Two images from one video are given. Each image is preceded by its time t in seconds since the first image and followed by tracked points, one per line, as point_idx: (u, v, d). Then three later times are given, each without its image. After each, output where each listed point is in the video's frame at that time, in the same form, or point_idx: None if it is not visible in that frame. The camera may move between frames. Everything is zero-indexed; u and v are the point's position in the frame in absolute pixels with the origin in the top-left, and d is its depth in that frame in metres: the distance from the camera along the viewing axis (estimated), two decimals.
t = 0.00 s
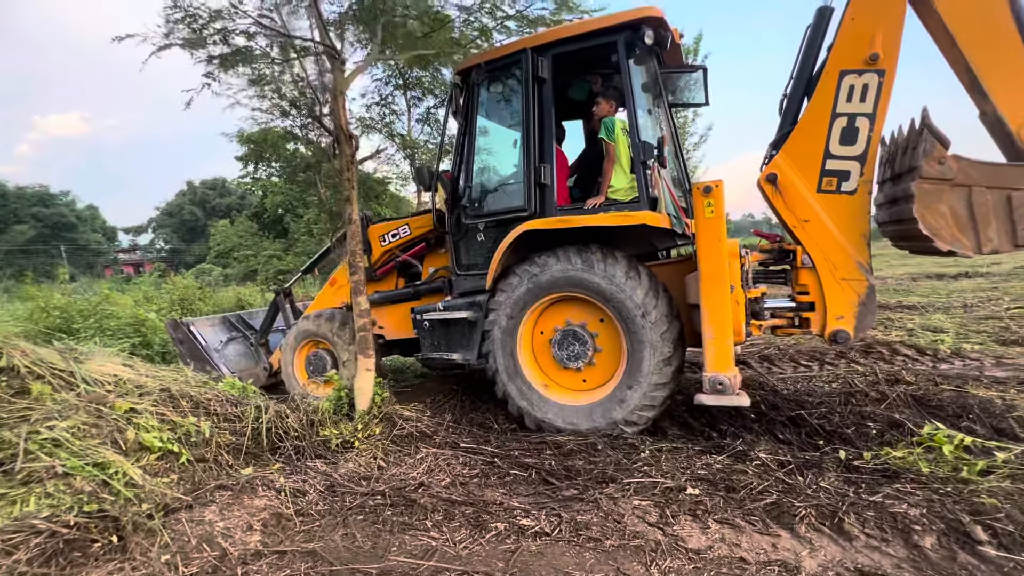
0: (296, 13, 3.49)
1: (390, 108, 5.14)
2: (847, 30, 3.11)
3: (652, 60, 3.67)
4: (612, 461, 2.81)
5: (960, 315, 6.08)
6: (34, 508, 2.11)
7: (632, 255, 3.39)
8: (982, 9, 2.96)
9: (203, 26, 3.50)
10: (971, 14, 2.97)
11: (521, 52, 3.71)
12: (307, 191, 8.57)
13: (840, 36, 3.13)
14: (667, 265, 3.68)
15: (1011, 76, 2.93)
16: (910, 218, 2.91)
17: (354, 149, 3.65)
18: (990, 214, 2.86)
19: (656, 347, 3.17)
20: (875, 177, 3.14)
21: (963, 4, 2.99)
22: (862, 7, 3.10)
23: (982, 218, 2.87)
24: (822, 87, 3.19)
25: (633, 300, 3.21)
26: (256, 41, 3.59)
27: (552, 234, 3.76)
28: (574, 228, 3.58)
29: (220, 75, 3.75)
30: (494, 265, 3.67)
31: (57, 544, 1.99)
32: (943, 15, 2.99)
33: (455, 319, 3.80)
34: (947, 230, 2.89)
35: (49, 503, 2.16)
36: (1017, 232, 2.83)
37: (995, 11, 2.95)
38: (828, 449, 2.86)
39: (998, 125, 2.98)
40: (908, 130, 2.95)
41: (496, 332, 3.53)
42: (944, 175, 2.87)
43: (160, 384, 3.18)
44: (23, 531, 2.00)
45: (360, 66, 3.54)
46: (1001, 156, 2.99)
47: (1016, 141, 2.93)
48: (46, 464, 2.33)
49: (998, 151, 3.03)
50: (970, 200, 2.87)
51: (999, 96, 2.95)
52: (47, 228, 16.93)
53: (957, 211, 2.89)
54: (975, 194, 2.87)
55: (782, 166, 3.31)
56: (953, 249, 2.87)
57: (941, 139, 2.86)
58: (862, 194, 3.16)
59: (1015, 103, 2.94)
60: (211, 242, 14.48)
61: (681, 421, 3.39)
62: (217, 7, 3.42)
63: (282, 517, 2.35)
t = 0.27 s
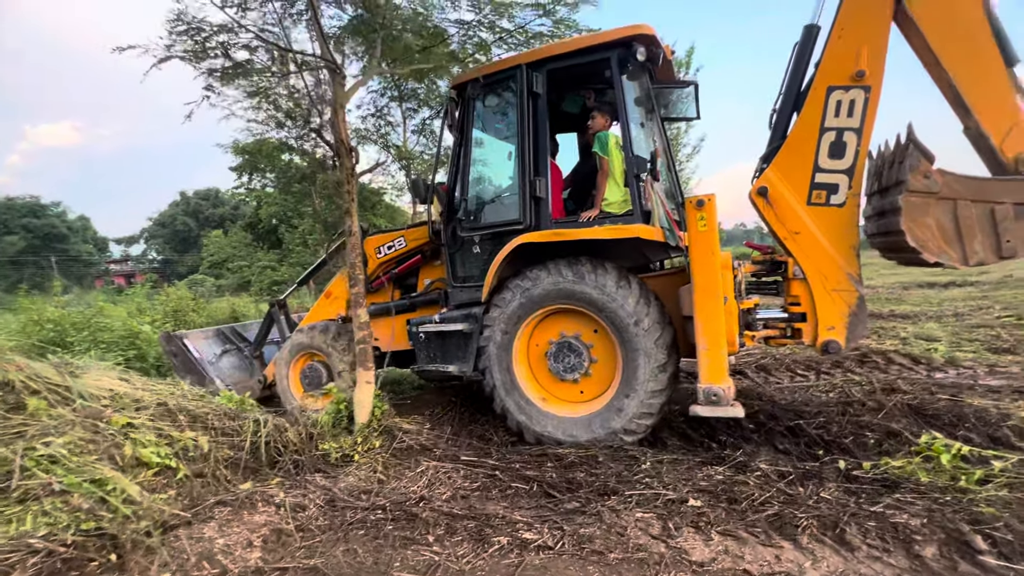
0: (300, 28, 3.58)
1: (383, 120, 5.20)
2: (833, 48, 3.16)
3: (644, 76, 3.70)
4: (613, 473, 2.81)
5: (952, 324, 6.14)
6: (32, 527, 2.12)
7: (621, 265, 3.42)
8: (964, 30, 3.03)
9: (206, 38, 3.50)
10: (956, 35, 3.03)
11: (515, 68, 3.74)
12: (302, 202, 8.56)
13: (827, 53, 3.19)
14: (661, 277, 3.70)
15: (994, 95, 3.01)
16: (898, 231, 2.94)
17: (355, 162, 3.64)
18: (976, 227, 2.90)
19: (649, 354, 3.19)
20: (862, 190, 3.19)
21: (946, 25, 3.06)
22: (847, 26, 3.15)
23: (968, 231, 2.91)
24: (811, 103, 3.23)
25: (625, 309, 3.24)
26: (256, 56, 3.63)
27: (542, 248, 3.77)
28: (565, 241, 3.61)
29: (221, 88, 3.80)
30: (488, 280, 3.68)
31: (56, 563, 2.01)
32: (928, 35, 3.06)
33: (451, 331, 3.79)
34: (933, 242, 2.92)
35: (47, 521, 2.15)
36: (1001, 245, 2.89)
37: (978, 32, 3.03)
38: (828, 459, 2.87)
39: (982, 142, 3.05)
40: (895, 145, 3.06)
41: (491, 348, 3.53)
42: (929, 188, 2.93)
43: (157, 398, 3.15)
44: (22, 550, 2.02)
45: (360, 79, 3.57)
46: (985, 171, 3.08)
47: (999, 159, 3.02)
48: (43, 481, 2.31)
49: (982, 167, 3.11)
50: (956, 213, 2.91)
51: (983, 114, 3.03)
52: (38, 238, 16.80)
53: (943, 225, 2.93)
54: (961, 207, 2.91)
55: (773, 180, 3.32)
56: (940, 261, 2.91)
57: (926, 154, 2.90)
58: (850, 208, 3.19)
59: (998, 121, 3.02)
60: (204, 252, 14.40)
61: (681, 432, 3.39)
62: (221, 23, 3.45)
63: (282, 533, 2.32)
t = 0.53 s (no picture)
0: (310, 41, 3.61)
1: (388, 130, 5.27)
2: (828, 62, 3.21)
3: (644, 89, 3.74)
4: (623, 483, 2.80)
5: (957, 332, 6.14)
6: (43, 536, 2.11)
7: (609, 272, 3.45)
8: (958, 45, 3.04)
9: (214, 50, 3.54)
10: (949, 50, 3.04)
11: (517, 82, 3.81)
12: (306, 210, 8.59)
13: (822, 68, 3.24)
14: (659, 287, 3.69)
15: (988, 110, 3.01)
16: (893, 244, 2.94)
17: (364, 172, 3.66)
18: (970, 241, 2.89)
19: (644, 358, 3.20)
20: (858, 203, 3.20)
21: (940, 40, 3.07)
22: (842, 41, 3.21)
23: (963, 244, 2.90)
24: (806, 116, 3.28)
25: (617, 314, 3.26)
26: (264, 68, 3.65)
27: (536, 262, 3.78)
28: (560, 253, 3.62)
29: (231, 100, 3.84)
30: (486, 293, 3.69)
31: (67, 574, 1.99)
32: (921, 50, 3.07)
33: (450, 341, 3.79)
34: (928, 256, 2.93)
35: (59, 532, 2.15)
36: (995, 257, 2.88)
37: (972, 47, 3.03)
38: (837, 469, 2.86)
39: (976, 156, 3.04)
40: (890, 159, 3.10)
41: (491, 367, 3.53)
42: (924, 203, 2.91)
43: (165, 408, 3.16)
44: (33, 560, 1.99)
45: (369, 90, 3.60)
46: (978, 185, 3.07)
47: (993, 173, 3.00)
48: (55, 491, 2.32)
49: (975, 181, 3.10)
50: (950, 226, 2.90)
51: (977, 128, 3.02)
52: (41, 246, 16.86)
53: (938, 238, 2.92)
54: (956, 221, 2.90)
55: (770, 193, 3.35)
56: (934, 275, 2.92)
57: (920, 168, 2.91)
58: (847, 220, 3.21)
59: (992, 135, 3.01)
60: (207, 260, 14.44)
61: (689, 441, 3.38)
62: (229, 35, 3.46)
63: (291, 544, 2.32)
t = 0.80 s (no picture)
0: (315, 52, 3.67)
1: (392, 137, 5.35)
2: (812, 73, 3.19)
3: (630, 100, 3.70)
4: (629, 490, 2.79)
5: (962, 340, 6.12)
6: (54, 543, 2.13)
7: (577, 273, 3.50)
8: (939, 55, 3.00)
9: (218, 62, 3.57)
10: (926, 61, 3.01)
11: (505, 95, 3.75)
12: (309, 217, 8.62)
13: (806, 80, 3.21)
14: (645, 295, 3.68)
15: (968, 121, 2.97)
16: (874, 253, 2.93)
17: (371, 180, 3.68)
18: (950, 249, 2.87)
19: (624, 350, 3.19)
20: (843, 211, 3.18)
21: (920, 50, 3.03)
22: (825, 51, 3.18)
23: (943, 252, 2.88)
24: (791, 127, 3.25)
25: (589, 312, 3.28)
26: (269, 78, 3.68)
27: (513, 277, 3.81)
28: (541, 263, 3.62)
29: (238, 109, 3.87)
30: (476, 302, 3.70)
31: None
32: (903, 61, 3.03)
33: (442, 349, 3.77)
34: (909, 264, 2.91)
35: (69, 537, 2.17)
36: (974, 266, 2.85)
37: (951, 57, 2.99)
38: (844, 477, 2.85)
39: (955, 166, 3.02)
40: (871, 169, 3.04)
41: (482, 389, 3.55)
42: (905, 212, 2.89)
43: (172, 414, 3.18)
44: (45, 566, 2.02)
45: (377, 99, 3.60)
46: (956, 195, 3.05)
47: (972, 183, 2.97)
48: (65, 497, 2.33)
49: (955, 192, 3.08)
50: (931, 235, 2.89)
51: (956, 140, 2.99)
52: (46, 252, 16.97)
53: (918, 246, 2.90)
54: (935, 230, 2.88)
55: (756, 202, 3.32)
56: (914, 283, 2.90)
57: (899, 178, 2.91)
58: (831, 228, 3.19)
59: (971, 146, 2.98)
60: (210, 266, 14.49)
61: (694, 449, 3.37)
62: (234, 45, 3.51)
63: (298, 550, 2.32)
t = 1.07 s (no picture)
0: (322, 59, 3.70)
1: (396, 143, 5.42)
2: (790, 82, 3.24)
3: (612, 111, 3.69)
4: (633, 496, 2.79)
5: (968, 347, 6.09)
6: (62, 545, 2.15)
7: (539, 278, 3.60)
8: (912, 64, 3.03)
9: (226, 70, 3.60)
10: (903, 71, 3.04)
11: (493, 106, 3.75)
12: (314, 221, 8.66)
13: (784, 88, 3.26)
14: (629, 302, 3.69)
15: (942, 128, 2.98)
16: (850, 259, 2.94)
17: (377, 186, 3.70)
18: (923, 255, 2.87)
19: (595, 341, 3.23)
20: (821, 217, 3.22)
21: (894, 59, 3.06)
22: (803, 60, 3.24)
23: (917, 258, 2.88)
24: (770, 135, 3.30)
25: (555, 311, 3.34)
26: (276, 86, 3.71)
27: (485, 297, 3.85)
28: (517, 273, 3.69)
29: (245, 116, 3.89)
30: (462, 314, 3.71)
31: None
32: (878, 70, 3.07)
33: (430, 356, 3.84)
34: (884, 270, 2.91)
35: (77, 539, 2.19)
36: (947, 272, 2.86)
37: (923, 66, 3.02)
38: (849, 484, 2.84)
39: (930, 173, 3.02)
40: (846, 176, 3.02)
41: (473, 411, 3.52)
42: (879, 219, 2.90)
43: (178, 417, 3.19)
44: (53, 568, 2.04)
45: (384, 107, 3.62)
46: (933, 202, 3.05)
47: (947, 190, 2.97)
48: (73, 499, 2.35)
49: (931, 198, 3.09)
50: (906, 242, 2.89)
51: (930, 146, 3.00)
52: (53, 255, 17.08)
53: (892, 252, 2.91)
54: (909, 236, 2.88)
55: (737, 209, 3.38)
56: (890, 289, 2.91)
57: (873, 186, 2.92)
58: (809, 235, 3.24)
59: (944, 153, 3.00)
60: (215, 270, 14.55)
61: (698, 455, 3.36)
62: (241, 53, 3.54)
63: (303, 554, 2.32)
